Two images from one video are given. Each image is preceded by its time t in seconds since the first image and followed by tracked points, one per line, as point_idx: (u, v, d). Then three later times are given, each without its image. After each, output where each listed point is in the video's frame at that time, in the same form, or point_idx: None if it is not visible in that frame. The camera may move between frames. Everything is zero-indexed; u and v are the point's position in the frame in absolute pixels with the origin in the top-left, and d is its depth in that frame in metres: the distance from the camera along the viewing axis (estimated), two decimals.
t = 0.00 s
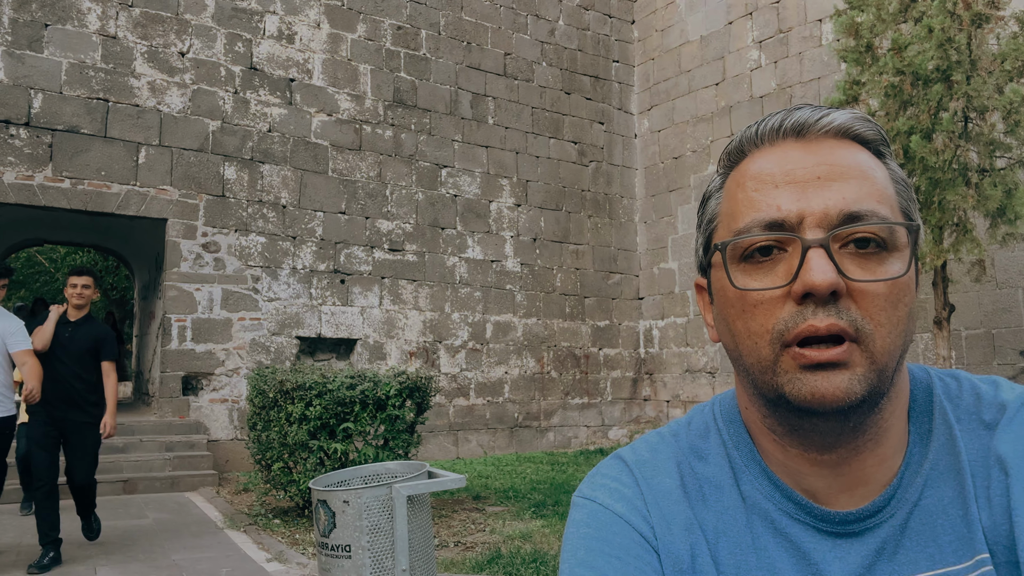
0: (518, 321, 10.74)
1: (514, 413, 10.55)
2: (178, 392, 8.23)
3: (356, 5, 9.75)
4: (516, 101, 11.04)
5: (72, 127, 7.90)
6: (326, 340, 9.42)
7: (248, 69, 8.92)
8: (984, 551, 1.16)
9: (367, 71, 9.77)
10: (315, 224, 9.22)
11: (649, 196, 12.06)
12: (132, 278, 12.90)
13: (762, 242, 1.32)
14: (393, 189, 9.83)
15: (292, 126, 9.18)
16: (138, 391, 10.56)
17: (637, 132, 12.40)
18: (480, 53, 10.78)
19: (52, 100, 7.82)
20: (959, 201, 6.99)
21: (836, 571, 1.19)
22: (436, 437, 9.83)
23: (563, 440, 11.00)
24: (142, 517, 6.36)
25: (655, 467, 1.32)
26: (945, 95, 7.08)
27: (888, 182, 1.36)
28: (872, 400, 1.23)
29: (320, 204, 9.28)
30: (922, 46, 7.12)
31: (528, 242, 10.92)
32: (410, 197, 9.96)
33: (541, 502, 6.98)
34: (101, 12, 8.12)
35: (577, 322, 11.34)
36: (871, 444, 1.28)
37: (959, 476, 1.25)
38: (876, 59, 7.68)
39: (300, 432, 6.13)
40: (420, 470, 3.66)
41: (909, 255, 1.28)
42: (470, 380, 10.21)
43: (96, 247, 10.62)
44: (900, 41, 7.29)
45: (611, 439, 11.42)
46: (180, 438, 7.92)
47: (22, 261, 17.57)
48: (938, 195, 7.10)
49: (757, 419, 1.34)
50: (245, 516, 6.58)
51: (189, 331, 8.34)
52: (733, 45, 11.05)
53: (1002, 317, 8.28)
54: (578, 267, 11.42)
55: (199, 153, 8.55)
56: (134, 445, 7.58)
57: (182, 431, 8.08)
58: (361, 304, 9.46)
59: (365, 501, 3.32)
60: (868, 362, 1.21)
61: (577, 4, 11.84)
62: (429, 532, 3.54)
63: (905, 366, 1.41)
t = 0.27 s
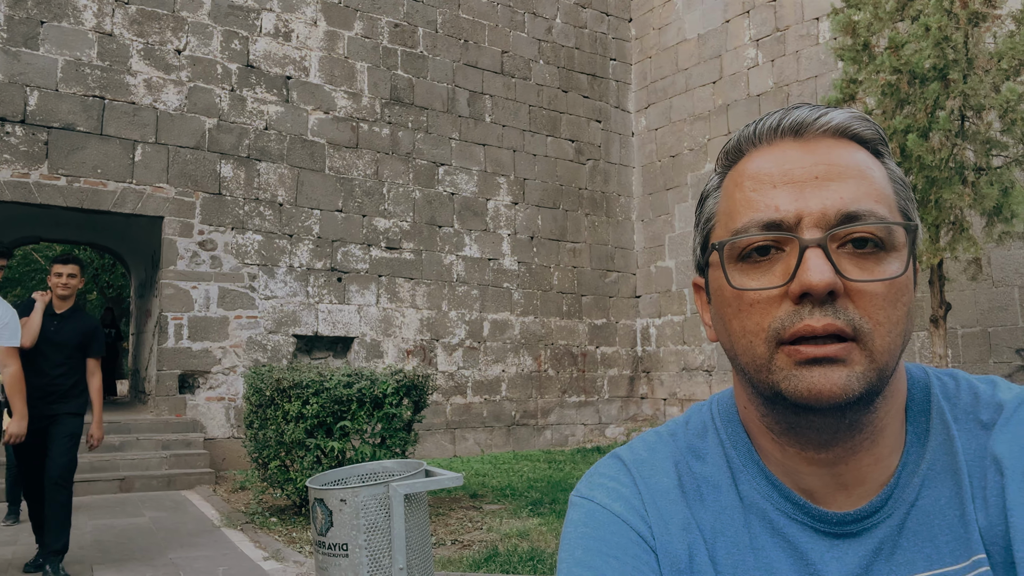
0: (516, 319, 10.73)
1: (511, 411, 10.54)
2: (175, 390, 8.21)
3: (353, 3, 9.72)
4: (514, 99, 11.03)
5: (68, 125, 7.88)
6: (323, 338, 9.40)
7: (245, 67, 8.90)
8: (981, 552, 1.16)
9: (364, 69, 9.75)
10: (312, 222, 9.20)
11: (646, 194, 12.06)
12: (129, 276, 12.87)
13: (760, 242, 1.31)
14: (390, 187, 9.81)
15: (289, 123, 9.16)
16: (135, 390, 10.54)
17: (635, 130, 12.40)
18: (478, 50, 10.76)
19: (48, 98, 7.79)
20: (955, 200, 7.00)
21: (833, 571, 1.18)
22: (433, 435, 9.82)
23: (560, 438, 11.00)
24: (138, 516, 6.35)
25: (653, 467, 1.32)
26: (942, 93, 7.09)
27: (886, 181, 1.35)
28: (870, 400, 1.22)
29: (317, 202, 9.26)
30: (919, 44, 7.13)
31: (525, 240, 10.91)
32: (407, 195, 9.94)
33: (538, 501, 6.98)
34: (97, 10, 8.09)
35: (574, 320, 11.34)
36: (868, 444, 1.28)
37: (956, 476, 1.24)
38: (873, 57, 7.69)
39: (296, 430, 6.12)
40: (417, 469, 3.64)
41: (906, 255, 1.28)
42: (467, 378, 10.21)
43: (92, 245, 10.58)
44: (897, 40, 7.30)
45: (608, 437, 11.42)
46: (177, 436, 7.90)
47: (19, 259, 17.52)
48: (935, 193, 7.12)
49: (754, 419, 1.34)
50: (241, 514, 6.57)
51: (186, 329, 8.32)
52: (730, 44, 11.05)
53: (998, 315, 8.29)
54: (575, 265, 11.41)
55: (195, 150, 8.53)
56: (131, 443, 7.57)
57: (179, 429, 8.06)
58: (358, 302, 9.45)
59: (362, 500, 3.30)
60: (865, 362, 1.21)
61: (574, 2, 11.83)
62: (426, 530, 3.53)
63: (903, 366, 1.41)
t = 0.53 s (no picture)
0: (511, 318, 10.73)
1: (507, 409, 10.54)
2: (170, 388, 8.19)
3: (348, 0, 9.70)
4: (510, 97, 11.02)
5: (62, 122, 7.84)
6: (319, 337, 9.39)
7: (240, 65, 8.87)
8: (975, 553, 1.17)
9: (359, 67, 9.73)
10: (307, 220, 9.18)
11: (642, 192, 12.06)
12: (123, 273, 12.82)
13: (755, 240, 1.31)
14: (386, 185, 9.80)
15: (284, 121, 9.14)
16: (129, 388, 10.51)
17: (631, 128, 12.40)
18: (474, 48, 10.75)
19: (42, 95, 7.76)
20: (950, 199, 7.02)
21: (828, 572, 1.19)
22: (429, 433, 9.81)
23: (556, 436, 11.00)
24: (133, 514, 6.33)
25: (648, 467, 1.32)
26: (937, 92, 7.11)
27: (880, 181, 1.36)
28: (865, 399, 1.22)
29: (312, 200, 9.24)
30: (914, 43, 7.15)
31: (521, 239, 10.91)
32: (403, 193, 9.93)
33: (534, 499, 6.99)
34: (91, 7, 8.06)
35: (570, 318, 11.35)
36: (863, 444, 1.28)
37: (950, 477, 1.25)
38: (868, 56, 7.70)
39: (292, 428, 6.11)
40: (413, 466, 3.64)
41: (901, 255, 1.28)
42: (463, 377, 10.20)
43: (86, 243, 10.54)
44: (892, 39, 7.32)
45: (604, 435, 11.43)
46: (172, 434, 7.88)
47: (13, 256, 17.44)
48: (930, 192, 7.13)
49: (749, 418, 1.34)
50: (237, 513, 6.56)
51: (181, 327, 8.30)
52: (726, 42, 11.05)
53: (992, 314, 8.32)
54: (571, 263, 11.42)
55: (190, 148, 8.50)
56: (126, 442, 7.55)
57: (174, 427, 8.04)
58: (354, 301, 9.43)
59: (358, 499, 3.29)
60: (860, 362, 1.21)
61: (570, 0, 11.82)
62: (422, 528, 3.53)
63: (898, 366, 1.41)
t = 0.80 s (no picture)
0: (506, 316, 10.73)
1: (501, 407, 10.55)
2: (163, 386, 8.17)
3: None
4: (504, 95, 11.01)
5: (55, 119, 7.81)
6: (313, 335, 9.37)
7: (233, 62, 8.84)
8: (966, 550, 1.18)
9: (353, 64, 9.70)
10: (301, 218, 9.16)
11: (636, 191, 12.07)
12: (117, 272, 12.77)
13: (747, 239, 1.32)
14: (380, 183, 9.78)
15: (278, 118, 9.11)
16: (122, 386, 10.47)
17: (625, 126, 12.41)
18: (468, 46, 10.74)
19: (34, 92, 7.72)
20: (942, 197, 7.05)
21: (819, 569, 1.19)
22: (423, 432, 9.81)
23: (550, 434, 11.01)
24: (126, 513, 6.31)
25: (640, 464, 1.32)
26: (929, 92, 7.13)
27: (871, 179, 1.36)
28: (856, 397, 1.23)
29: (306, 197, 9.22)
30: (907, 43, 7.17)
31: (515, 237, 10.91)
32: (397, 191, 9.91)
33: (528, 497, 6.99)
34: (83, 3, 8.02)
35: (564, 316, 11.35)
36: (854, 441, 1.28)
37: (941, 474, 1.25)
38: (862, 55, 7.73)
39: (285, 427, 6.11)
40: (407, 465, 3.63)
41: (891, 253, 1.29)
42: (457, 375, 10.20)
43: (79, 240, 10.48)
44: (885, 38, 7.34)
45: (598, 433, 11.45)
46: (165, 433, 7.85)
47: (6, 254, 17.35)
48: (922, 191, 7.16)
49: (741, 417, 1.34)
50: (230, 511, 6.55)
51: (174, 325, 8.27)
52: (720, 41, 11.07)
53: (984, 312, 8.36)
54: (565, 261, 11.42)
55: (183, 146, 8.47)
56: (119, 440, 7.52)
57: (167, 425, 8.01)
58: (348, 299, 9.42)
59: (351, 497, 3.29)
60: (852, 360, 1.22)
61: None
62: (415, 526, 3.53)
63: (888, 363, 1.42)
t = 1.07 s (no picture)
0: (498, 314, 10.72)
1: (493, 405, 10.55)
2: (153, 384, 8.13)
3: None
4: (496, 93, 11.00)
5: (44, 115, 7.75)
6: (304, 332, 9.34)
7: (224, 58, 8.79)
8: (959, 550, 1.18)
9: (345, 61, 9.67)
10: (293, 215, 9.12)
11: (628, 189, 12.09)
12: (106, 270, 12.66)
13: (742, 238, 1.32)
14: (372, 180, 9.75)
15: (269, 115, 9.07)
16: (113, 384, 10.40)
17: (617, 125, 12.42)
18: (460, 44, 10.71)
19: (23, 88, 7.65)
20: (932, 196, 7.08)
21: (813, 568, 1.20)
22: (415, 430, 9.80)
23: (542, 432, 11.01)
24: (116, 511, 6.28)
25: (634, 463, 1.32)
26: (920, 91, 7.17)
27: (865, 178, 1.36)
28: (851, 397, 1.23)
29: (298, 195, 9.18)
30: (898, 42, 7.20)
31: (508, 235, 10.90)
32: (389, 188, 9.89)
33: (520, 494, 7.00)
34: None
35: (556, 315, 11.36)
36: (848, 441, 1.29)
37: (935, 473, 1.26)
38: (852, 54, 7.75)
39: (276, 425, 6.09)
40: (399, 463, 3.62)
41: (886, 251, 1.29)
42: (450, 372, 10.20)
43: (69, 238, 10.40)
44: (876, 38, 7.36)
45: (590, 431, 11.46)
46: (156, 431, 7.82)
47: None
48: (912, 189, 7.18)
49: (735, 416, 1.35)
50: (221, 510, 6.53)
51: (165, 323, 8.24)
52: (712, 40, 11.08)
53: (974, 310, 8.41)
54: (558, 260, 11.43)
55: (174, 143, 8.42)
56: (109, 438, 7.48)
57: (158, 424, 7.97)
58: (340, 296, 9.39)
59: (344, 495, 3.28)
60: (847, 360, 1.22)
61: None
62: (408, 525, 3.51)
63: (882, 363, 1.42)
